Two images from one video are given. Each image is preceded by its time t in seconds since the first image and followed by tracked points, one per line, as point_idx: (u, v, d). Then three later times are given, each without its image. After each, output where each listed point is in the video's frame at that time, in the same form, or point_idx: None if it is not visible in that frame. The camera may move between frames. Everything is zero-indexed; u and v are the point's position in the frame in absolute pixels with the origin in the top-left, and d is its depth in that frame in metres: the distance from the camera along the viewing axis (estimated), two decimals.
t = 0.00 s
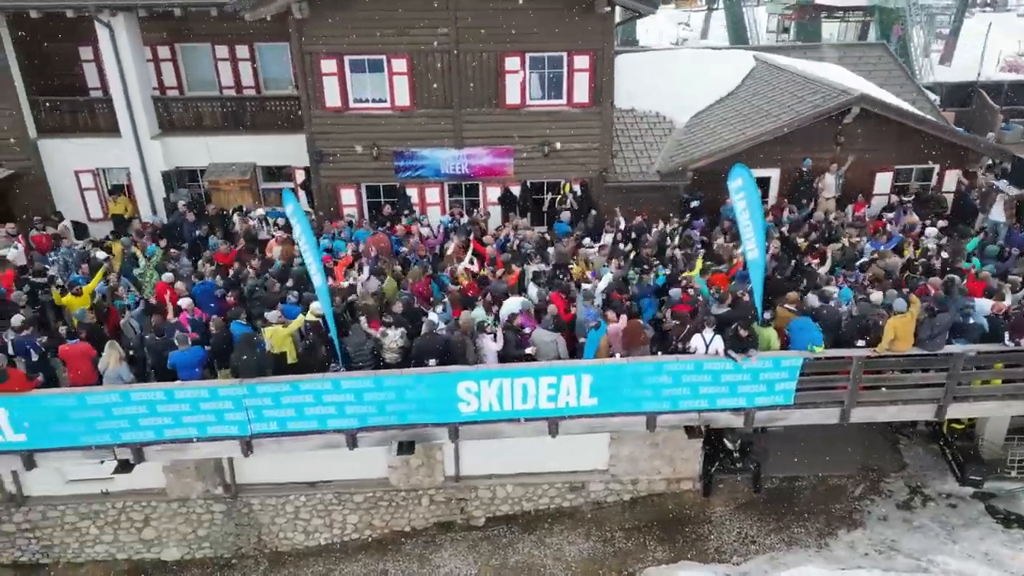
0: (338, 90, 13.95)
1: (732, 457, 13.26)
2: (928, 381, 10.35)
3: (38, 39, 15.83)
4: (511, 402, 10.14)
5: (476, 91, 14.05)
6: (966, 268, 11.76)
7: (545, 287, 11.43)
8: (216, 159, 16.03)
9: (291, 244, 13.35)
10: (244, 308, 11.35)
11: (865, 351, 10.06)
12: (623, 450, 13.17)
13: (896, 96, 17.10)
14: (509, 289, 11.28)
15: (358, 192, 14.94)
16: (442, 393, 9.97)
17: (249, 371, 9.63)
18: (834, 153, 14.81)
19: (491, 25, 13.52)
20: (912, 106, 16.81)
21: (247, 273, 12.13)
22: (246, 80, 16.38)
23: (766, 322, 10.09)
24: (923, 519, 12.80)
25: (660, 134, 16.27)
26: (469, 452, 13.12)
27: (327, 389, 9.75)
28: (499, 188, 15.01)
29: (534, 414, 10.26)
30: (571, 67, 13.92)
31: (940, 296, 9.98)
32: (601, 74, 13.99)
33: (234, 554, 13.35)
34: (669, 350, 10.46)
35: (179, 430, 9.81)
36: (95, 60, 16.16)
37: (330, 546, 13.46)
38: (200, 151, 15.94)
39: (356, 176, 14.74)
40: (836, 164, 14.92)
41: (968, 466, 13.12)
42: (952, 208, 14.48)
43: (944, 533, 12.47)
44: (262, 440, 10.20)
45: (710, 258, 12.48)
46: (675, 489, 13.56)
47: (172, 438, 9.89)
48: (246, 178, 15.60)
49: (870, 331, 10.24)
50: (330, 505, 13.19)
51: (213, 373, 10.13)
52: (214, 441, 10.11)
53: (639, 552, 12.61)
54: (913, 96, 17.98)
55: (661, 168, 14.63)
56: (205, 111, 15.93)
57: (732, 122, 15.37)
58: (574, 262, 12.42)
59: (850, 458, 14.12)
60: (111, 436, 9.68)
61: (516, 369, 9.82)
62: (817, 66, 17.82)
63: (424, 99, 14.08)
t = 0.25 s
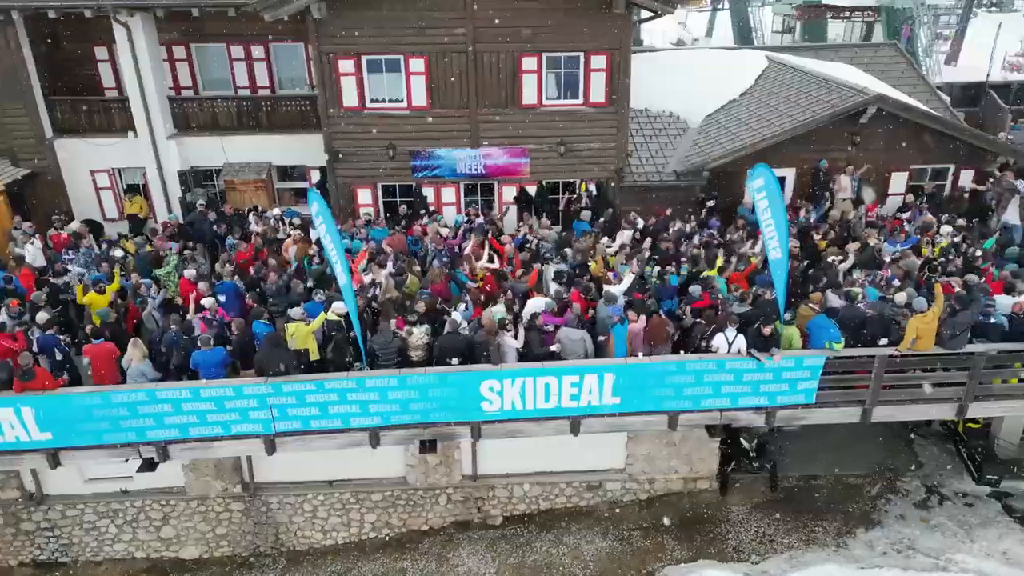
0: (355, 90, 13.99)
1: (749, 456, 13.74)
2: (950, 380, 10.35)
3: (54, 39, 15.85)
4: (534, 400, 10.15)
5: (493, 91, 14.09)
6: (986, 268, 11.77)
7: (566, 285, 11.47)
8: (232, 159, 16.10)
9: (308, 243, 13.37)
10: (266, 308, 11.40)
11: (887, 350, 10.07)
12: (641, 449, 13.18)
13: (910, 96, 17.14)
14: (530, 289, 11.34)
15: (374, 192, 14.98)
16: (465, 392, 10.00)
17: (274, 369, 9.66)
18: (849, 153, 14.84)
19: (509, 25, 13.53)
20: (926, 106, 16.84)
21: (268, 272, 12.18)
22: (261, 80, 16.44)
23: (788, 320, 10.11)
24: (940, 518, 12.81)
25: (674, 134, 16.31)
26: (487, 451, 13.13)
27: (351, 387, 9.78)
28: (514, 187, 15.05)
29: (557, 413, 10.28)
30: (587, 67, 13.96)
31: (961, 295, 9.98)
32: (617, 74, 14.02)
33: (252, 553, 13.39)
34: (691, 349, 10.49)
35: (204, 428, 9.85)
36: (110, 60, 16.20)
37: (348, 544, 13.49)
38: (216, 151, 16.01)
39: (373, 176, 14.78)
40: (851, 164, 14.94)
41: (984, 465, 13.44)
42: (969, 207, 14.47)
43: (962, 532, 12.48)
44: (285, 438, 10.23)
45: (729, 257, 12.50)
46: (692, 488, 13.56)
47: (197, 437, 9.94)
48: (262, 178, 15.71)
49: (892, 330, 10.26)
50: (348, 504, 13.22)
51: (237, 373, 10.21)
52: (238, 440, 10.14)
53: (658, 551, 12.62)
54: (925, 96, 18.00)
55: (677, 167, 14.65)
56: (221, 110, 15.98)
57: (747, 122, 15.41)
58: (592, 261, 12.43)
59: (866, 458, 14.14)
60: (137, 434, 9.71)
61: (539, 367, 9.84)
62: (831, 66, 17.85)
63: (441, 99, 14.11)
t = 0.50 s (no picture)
0: (372, 90, 14.01)
1: (767, 456, 13.64)
2: (971, 380, 10.36)
3: (69, 38, 15.87)
4: (556, 399, 10.17)
5: (510, 91, 14.09)
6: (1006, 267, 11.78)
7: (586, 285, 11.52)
8: (247, 158, 16.15)
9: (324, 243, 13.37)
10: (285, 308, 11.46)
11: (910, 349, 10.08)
12: (658, 449, 13.19)
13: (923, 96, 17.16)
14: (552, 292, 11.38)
15: (390, 191, 15.02)
16: (488, 390, 10.01)
17: (299, 368, 9.70)
18: (864, 152, 14.87)
19: (526, 24, 13.54)
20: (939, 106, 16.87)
21: (288, 271, 12.22)
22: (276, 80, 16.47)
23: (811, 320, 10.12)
24: (958, 517, 12.83)
25: (688, 134, 16.33)
26: (505, 450, 13.15)
27: (375, 386, 9.80)
28: (530, 187, 15.07)
29: (579, 412, 10.30)
30: (604, 67, 13.97)
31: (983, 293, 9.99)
32: (634, 73, 14.04)
33: (270, 551, 13.42)
34: (712, 348, 10.51)
35: (228, 426, 9.89)
36: (125, 59, 16.23)
37: (365, 543, 13.52)
38: (231, 151, 16.06)
39: (389, 175, 14.81)
40: (867, 163, 14.96)
41: (1001, 464, 13.36)
42: (985, 206, 14.48)
43: (980, 531, 12.49)
44: (308, 437, 10.26)
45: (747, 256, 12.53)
46: (709, 487, 13.57)
47: (221, 435, 9.98)
48: (276, 178, 15.75)
49: (914, 329, 10.28)
50: (366, 502, 13.25)
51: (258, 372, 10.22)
52: (261, 438, 10.16)
53: (676, 550, 12.65)
54: (938, 96, 18.02)
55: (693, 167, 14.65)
56: (236, 109, 15.98)
57: (762, 122, 15.43)
58: (609, 261, 12.48)
59: (882, 457, 14.16)
60: (161, 432, 9.75)
61: (562, 366, 9.85)
62: (844, 66, 17.84)
63: (458, 98, 14.13)
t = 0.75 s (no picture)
0: (389, 90, 14.02)
1: (783, 456, 13.87)
2: (993, 379, 10.37)
3: (84, 38, 15.89)
4: (579, 399, 10.17)
5: (526, 91, 14.11)
6: None
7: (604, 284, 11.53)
8: (262, 158, 16.18)
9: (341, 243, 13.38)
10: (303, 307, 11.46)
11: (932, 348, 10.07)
12: (675, 448, 13.19)
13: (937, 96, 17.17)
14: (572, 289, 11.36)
15: (406, 191, 15.05)
16: (510, 390, 10.02)
17: (323, 367, 9.72)
18: (880, 152, 14.87)
19: (543, 24, 13.55)
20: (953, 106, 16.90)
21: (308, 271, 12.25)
22: (290, 79, 16.51)
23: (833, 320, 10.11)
24: (975, 517, 12.84)
25: (703, 134, 16.34)
26: (522, 449, 13.16)
27: (398, 385, 9.82)
28: (546, 187, 15.08)
29: (601, 411, 10.30)
30: (620, 66, 13.97)
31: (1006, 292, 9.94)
32: (650, 73, 14.03)
33: (288, 550, 13.44)
34: (733, 348, 10.52)
35: (252, 425, 9.91)
36: (140, 59, 16.25)
37: (383, 542, 13.53)
38: (246, 151, 16.08)
39: (405, 175, 14.83)
40: (883, 163, 14.97)
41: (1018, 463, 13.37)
42: (1001, 206, 14.48)
43: (998, 531, 12.50)
44: (331, 436, 10.27)
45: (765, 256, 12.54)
46: (726, 487, 13.57)
47: (244, 433, 10.00)
48: (292, 178, 15.80)
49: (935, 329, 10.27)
50: (383, 502, 13.26)
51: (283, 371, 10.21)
52: (284, 437, 10.18)
53: (694, 550, 12.66)
54: (951, 95, 18.02)
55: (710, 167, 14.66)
56: (251, 109, 16.00)
57: (778, 122, 15.45)
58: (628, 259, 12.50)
59: (898, 456, 14.17)
60: (185, 431, 9.76)
61: (585, 366, 9.86)
62: (858, 66, 17.84)
63: (475, 98, 14.14)
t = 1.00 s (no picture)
0: (406, 90, 14.04)
1: (801, 455, 13.65)
2: (1015, 379, 10.37)
3: (100, 38, 15.92)
4: (601, 399, 10.17)
5: (543, 91, 14.11)
6: None
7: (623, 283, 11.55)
8: (278, 158, 16.22)
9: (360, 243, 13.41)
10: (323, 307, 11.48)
11: (955, 348, 10.09)
12: (692, 448, 13.20)
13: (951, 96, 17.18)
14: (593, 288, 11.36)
15: (422, 191, 15.08)
16: (533, 389, 10.03)
17: (347, 367, 9.74)
18: (896, 152, 14.88)
19: (560, 25, 13.57)
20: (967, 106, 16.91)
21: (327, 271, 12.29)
22: (305, 80, 16.55)
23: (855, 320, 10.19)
24: (993, 516, 12.84)
25: (717, 134, 16.37)
26: (539, 449, 13.17)
27: (422, 384, 9.84)
28: (561, 187, 15.08)
29: (623, 411, 10.30)
30: (637, 66, 13.97)
31: None
32: (667, 73, 14.04)
33: (305, 550, 13.46)
34: (755, 348, 10.53)
35: (275, 424, 9.92)
36: (156, 59, 16.27)
37: (400, 542, 13.55)
38: (262, 151, 16.11)
39: (421, 175, 14.86)
40: (899, 163, 14.97)
41: None
42: (1017, 206, 14.48)
43: (1017, 530, 12.51)
44: (354, 435, 10.29)
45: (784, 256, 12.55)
46: (743, 486, 13.58)
47: (268, 433, 10.01)
48: (308, 178, 15.84)
49: (958, 330, 10.29)
50: (401, 501, 13.28)
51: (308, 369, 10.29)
52: (307, 437, 10.19)
53: (713, 549, 12.67)
54: (964, 95, 18.02)
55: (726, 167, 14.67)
56: (266, 109, 16.02)
57: (793, 122, 15.47)
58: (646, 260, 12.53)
59: (915, 456, 14.17)
60: (209, 431, 9.78)
61: (608, 366, 9.87)
62: (872, 66, 17.86)
63: (491, 98, 14.16)
